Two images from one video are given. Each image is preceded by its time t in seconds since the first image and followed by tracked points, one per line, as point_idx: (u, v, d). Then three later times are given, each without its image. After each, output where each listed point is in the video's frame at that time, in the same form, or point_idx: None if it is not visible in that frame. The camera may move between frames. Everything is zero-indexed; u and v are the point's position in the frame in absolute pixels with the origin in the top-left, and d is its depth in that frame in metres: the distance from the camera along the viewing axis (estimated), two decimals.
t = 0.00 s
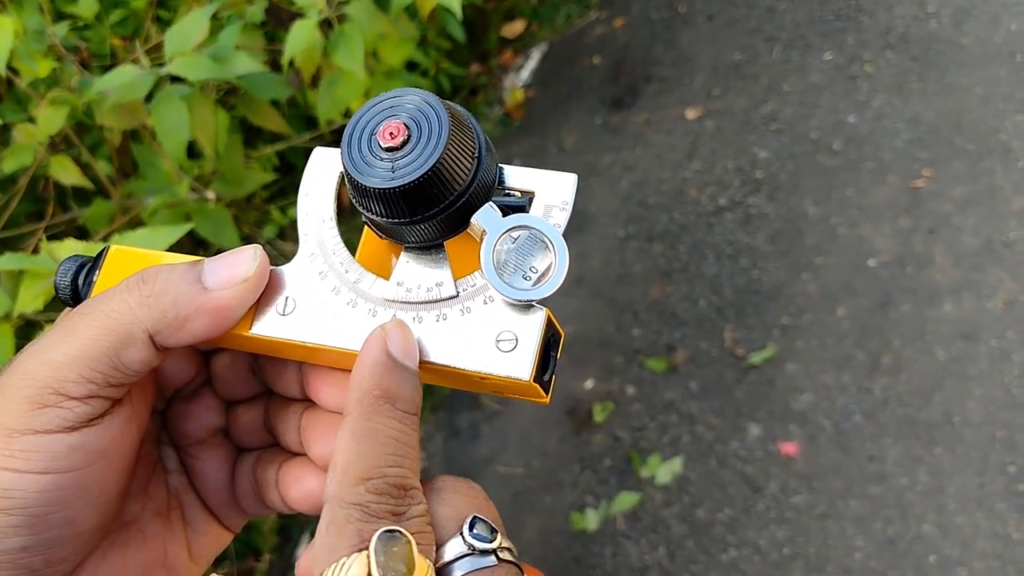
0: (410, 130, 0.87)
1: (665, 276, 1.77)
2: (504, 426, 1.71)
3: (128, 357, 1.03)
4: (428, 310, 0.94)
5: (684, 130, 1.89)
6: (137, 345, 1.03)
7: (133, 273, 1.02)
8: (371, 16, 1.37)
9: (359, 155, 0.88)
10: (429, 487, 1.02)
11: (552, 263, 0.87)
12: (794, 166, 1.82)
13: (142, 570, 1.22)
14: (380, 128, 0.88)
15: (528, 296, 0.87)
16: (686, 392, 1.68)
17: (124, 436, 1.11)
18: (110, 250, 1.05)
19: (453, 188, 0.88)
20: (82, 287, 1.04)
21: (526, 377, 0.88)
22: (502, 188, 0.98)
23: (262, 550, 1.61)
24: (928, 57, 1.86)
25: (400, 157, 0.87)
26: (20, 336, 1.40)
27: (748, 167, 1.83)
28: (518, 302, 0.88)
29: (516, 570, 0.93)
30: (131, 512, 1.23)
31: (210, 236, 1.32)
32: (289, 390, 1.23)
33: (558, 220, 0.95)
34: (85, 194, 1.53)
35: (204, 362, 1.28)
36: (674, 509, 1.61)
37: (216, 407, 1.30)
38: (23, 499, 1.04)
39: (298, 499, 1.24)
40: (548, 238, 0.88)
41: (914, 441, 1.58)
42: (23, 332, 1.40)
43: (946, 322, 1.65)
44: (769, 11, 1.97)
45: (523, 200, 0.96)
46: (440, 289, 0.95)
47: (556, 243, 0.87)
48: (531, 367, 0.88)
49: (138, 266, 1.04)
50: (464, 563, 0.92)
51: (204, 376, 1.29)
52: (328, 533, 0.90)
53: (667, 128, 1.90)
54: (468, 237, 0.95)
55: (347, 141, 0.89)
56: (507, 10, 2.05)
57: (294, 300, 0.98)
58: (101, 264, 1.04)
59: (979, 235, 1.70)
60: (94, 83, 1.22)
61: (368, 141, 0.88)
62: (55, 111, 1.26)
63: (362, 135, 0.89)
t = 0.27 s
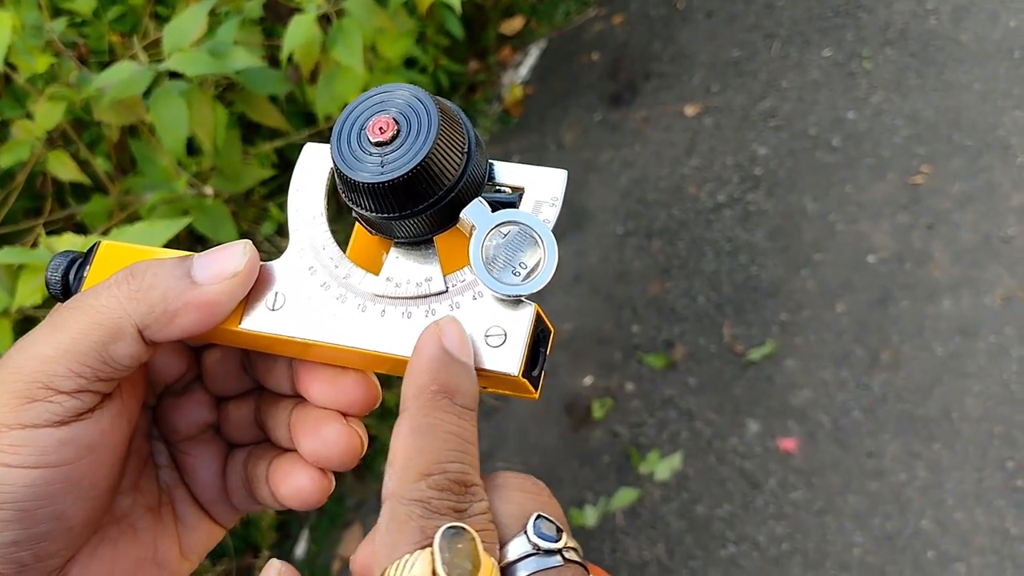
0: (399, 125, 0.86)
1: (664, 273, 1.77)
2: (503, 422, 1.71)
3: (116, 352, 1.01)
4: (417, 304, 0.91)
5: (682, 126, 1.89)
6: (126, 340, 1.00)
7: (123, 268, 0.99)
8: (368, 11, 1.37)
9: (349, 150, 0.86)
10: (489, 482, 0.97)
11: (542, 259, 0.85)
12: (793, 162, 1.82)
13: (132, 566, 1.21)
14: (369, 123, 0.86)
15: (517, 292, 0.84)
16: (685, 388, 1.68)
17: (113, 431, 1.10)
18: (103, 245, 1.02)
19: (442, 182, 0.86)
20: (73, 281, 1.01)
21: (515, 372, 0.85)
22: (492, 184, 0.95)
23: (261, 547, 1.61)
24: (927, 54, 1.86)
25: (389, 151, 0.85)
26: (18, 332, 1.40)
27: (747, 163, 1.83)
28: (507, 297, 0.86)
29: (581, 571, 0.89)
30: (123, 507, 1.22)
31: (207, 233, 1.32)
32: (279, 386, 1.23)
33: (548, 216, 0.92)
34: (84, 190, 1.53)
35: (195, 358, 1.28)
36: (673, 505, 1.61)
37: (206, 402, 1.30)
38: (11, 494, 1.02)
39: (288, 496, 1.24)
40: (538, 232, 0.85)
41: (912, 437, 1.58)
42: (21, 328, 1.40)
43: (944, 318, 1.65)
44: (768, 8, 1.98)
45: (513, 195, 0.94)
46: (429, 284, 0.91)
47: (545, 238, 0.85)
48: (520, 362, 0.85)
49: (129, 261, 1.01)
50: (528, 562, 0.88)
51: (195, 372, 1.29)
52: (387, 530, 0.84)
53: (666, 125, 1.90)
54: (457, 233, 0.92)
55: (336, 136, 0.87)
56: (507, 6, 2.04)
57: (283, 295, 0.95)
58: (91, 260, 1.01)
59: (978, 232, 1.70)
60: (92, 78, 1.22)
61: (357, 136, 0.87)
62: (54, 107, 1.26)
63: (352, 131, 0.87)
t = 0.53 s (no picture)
0: (404, 129, 0.86)
1: (665, 271, 1.78)
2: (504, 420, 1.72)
3: (124, 351, 1.01)
4: (422, 306, 0.91)
5: (683, 124, 1.89)
6: (134, 340, 1.00)
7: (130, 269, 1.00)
8: (370, 9, 1.38)
9: (354, 154, 0.86)
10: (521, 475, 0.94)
11: (545, 262, 0.85)
12: (793, 160, 1.82)
13: (140, 564, 1.21)
14: (374, 127, 0.86)
15: (520, 295, 0.84)
16: (685, 385, 1.68)
17: (120, 430, 1.10)
18: (110, 245, 1.03)
19: (447, 185, 0.86)
20: (81, 282, 1.01)
21: (518, 375, 0.86)
22: (497, 187, 0.96)
23: (263, 544, 1.62)
24: (927, 52, 1.87)
25: (394, 155, 0.85)
26: (20, 330, 1.40)
27: (747, 161, 1.83)
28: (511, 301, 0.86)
29: (617, 562, 0.86)
30: (130, 505, 1.22)
31: (210, 230, 1.32)
32: (284, 386, 1.23)
33: (552, 219, 0.92)
34: (85, 187, 1.54)
35: (201, 358, 1.28)
36: (673, 502, 1.61)
37: (213, 401, 1.31)
38: (21, 492, 1.02)
39: (293, 494, 1.25)
40: (542, 236, 0.86)
41: (912, 434, 1.59)
42: (23, 325, 1.41)
43: (944, 315, 1.66)
44: (767, 6, 1.99)
45: (518, 199, 0.94)
46: (434, 286, 0.92)
47: (549, 241, 0.85)
48: (523, 365, 0.86)
49: (136, 262, 1.02)
50: (563, 553, 0.85)
51: (202, 372, 1.30)
52: (421, 523, 0.82)
53: (666, 123, 1.90)
54: (462, 235, 0.92)
55: (342, 140, 0.87)
56: (507, 5, 2.05)
57: (289, 296, 0.95)
58: (100, 260, 1.02)
59: (977, 229, 1.71)
60: (93, 76, 1.22)
61: (362, 139, 0.87)
62: (55, 105, 1.26)
63: (357, 134, 0.87)
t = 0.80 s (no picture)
0: (405, 126, 0.86)
1: (664, 269, 1.78)
2: (504, 418, 1.72)
3: (124, 348, 1.01)
4: (421, 305, 0.91)
5: (683, 122, 1.89)
6: (134, 337, 1.00)
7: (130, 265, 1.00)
8: (369, 7, 1.37)
9: (355, 150, 0.86)
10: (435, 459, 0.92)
11: (545, 261, 0.85)
12: (793, 158, 1.82)
13: (140, 561, 1.22)
14: (375, 123, 0.86)
15: (520, 294, 0.84)
16: (685, 383, 1.68)
17: (122, 426, 1.10)
18: (110, 241, 1.03)
19: (447, 183, 0.86)
20: (81, 278, 1.02)
21: (516, 375, 0.85)
22: (498, 186, 0.96)
23: (262, 542, 1.62)
24: (927, 50, 1.87)
25: (395, 152, 0.85)
26: (20, 328, 1.40)
27: (746, 159, 1.83)
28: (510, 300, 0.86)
29: (543, 540, 0.85)
30: (131, 502, 1.22)
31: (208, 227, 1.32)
32: (284, 385, 1.23)
33: (553, 219, 0.92)
34: (84, 185, 1.53)
35: (201, 354, 1.27)
36: (673, 500, 1.61)
37: (213, 399, 1.30)
38: (20, 489, 1.02)
39: (293, 493, 1.25)
40: (542, 235, 0.86)
41: (911, 432, 1.59)
42: (22, 323, 1.41)
43: (944, 313, 1.65)
44: (767, 4, 1.99)
45: (519, 198, 0.94)
46: (433, 285, 0.92)
47: (550, 241, 0.85)
48: (521, 365, 0.85)
49: (135, 258, 1.02)
50: (486, 535, 0.83)
51: (202, 368, 1.29)
52: (337, 520, 0.82)
53: (666, 121, 1.90)
54: (462, 234, 0.92)
55: (343, 136, 0.87)
56: (506, 3, 2.04)
57: (288, 294, 0.95)
58: (101, 255, 1.03)
59: (977, 227, 1.71)
60: (93, 74, 1.22)
61: (363, 136, 0.87)
62: (53, 102, 1.26)
63: (357, 131, 0.87)
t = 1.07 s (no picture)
0: (393, 131, 0.86)
1: (662, 269, 1.78)
2: (502, 418, 1.72)
3: (109, 349, 1.01)
4: (407, 311, 0.91)
5: (681, 122, 1.89)
6: (119, 338, 1.01)
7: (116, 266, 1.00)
8: (365, 8, 1.37)
9: (342, 155, 0.86)
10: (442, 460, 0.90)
11: (531, 268, 0.85)
12: (791, 158, 1.82)
13: (127, 560, 1.22)
14: (362, 129, 0.86)
15: (506, 301, 0.84)
16: (683, 383, 1.68)
17: (107, 427, 1.10)
18: (98, 241, 1.03)
19: (434, 189, 0.86)
20: (68, 277, 1.02)
21: (502, 381, 0.85)
22: (487, 192, 0.95)
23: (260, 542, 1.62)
24: (925, 50, 1.87)
25: (382, 158, 0.85)
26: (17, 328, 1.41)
27: (745, 159, 1.83)
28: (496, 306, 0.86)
29: (553, 543, 0.83)
30: (118, 501, 1.23)
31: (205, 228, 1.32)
32: (271, 386, 1.23)
33: (540, 225, 0.92)
34: (82, 186, 1.54)
35: (189, 354, 1.27)
36: (670, 500, 1.61)
37: (201, 399, 1.30)
38: (6, 490, 1.02)
39: (279, 494, 1.25)
40: (529, 242, 0.85)
41: (909, 432, 1.59)
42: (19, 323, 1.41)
43: (942, 313, 1.65)
44: (766, 4, 1.99)
45: (507, 204, 0.94)
46: (419, 290, 0.91)
47: (536, 247, 0.85)
48: (507, 372, 0.85)
49: (124, 258, 1.02)
50: (495, 538, 0.82)
51: (190, 369, 1.29)
52: (345, 520, 0.80)
53: (665, 121, 1.90)
54: (449, 239, 0.92)
55: (330, 141, 0.87)
56: (505, 3, 2.04)
57: (275, 297, 0.95)
58: (88, 254, 1.02)
59: (975, 227, 1.71)
60: (90, 75, 1.22)
61: (350, 141, 0.87)
62: (51, 103, 1.26)
63: (344, 136, 0.87)
